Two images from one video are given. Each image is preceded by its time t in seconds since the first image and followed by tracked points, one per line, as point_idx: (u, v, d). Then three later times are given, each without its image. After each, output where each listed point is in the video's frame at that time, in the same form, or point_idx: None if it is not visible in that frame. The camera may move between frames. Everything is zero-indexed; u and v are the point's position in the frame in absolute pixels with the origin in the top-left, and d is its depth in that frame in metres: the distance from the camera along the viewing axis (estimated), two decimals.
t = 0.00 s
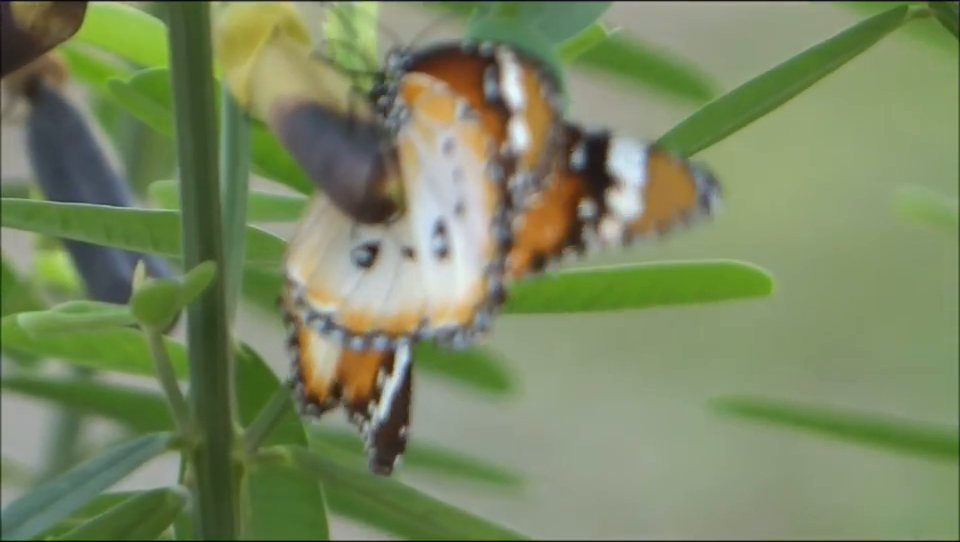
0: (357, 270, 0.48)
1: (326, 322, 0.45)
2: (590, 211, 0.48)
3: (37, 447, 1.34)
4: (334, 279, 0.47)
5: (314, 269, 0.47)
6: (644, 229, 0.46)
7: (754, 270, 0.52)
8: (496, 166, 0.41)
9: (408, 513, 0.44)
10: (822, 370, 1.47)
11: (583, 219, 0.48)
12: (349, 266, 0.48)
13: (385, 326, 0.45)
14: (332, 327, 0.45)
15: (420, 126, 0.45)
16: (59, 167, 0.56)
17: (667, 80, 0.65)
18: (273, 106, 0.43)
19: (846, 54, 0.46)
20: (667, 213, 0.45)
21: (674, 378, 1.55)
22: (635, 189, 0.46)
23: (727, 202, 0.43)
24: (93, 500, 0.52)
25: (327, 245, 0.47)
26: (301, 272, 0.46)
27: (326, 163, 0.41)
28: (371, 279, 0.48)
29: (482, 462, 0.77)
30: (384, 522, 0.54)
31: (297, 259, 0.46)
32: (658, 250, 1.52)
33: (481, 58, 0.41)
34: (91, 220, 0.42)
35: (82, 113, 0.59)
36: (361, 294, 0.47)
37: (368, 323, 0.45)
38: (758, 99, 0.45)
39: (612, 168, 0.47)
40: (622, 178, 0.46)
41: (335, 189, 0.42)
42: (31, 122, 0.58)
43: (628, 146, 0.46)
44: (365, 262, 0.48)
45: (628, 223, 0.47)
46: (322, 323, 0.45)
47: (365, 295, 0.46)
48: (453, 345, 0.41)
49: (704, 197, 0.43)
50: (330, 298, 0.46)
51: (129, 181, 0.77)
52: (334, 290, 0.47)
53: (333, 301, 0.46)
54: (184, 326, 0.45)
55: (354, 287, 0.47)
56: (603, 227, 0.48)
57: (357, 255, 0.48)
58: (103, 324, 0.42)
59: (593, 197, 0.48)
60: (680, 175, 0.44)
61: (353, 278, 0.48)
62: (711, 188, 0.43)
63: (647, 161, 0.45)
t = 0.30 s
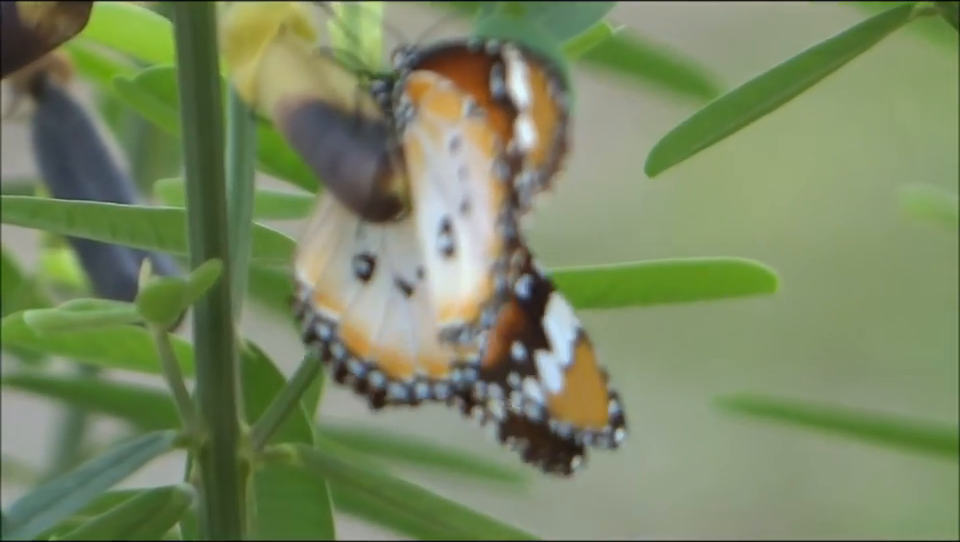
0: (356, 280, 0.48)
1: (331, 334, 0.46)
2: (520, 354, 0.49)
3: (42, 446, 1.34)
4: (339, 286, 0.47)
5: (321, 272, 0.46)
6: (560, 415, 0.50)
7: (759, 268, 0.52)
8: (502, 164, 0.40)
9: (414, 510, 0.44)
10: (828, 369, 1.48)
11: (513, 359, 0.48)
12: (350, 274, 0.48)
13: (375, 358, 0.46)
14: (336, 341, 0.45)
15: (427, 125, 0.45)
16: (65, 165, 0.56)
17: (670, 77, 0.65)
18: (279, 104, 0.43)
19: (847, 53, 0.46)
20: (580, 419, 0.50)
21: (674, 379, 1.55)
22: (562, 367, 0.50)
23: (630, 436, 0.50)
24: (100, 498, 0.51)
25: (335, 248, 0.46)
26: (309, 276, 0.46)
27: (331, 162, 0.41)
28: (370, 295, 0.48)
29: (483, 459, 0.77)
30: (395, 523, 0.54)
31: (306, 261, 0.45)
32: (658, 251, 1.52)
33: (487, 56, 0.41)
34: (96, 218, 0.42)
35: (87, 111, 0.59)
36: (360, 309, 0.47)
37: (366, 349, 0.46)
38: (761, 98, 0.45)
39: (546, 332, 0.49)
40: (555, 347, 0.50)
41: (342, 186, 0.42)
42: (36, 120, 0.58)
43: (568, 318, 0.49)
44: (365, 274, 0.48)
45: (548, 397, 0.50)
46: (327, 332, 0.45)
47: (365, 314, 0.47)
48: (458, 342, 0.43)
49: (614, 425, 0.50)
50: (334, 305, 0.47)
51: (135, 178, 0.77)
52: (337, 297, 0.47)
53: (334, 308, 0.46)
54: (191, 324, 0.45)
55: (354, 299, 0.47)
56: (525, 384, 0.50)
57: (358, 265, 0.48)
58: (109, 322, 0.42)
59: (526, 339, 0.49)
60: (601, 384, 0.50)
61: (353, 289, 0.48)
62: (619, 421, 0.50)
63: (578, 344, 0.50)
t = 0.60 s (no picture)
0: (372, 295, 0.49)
1: (351, 358, 0.45)
2: (539, 337, 0.54)
3: (48, 445, 1.34)
4: (356, 304, 0.48)
5: (337, 293, 0.47)
6: (583, 395, 0.52)
7: (763, 265, 0.52)
8: (508, 161, 0.40)
9: (421, 509, 0.44)
10: (829, 371, 1.49)
11: (532, 342, 0.53)
12: (366, 288, 0.49)
13: (394, 377, 0.48)
14: (355, 366, 0.45)
15: (432, 122, 0.44)
16: (72, 163, 0.56)
17: (673, 76, 0.65)
18: (284, 101, 0.42)
19: (849, 51, 0.45)
20: (602, 394, 0.51)
21: (677, 380, 1.55)
22: (580, 341, 0.53)
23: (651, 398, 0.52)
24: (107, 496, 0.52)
25: (350, 267, 0.48)
26: (325, 297, 0.47)
27: (336, 161, 0.41)
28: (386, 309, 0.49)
29: (486, 457, 0.77)
30: (407, 523, 0.54)
31: (322, 283, 0.46)
32: (660, 253, 1.52)
33: (493, 53, 0.41)
34: (104, 216, 0.41)
35: (94, 110, 0.60)
36: (377, 324, 0.49)
37: (386, 367, 0.48)
38: (765, 96, 0.45)
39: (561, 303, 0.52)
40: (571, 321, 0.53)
41: (347, 186, 0.42)
42: (43, 119, 0.58)
43: (580, 290, 0.51)
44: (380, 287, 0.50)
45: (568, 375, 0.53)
46: (348, 356, 0.45)
47: (382, 328, 0.49)
48: (464, 340, 0.43)
49: (638, 391, 0.52)
50: (353, 327, 0.47)
51: (141, 176, 0.77)
52: (354, 316, 0.48)
53: (353, 329, 0.47)
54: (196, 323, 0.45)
55: (371, 314, 0.49)
56: (548, 366, 0.53)
57: (373, 279, 0.50)
58: (115, 320, 0.42)
59: (543, 319, 0.54)
60: (618, 347, 0.52)
61: (370, 303, 0.49)
62: (642, 387, 0.52)
63: (592, 313, 0.51)
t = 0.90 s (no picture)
0: (375, 294, 0.49)
1: (354, 357, 0.45)
2: (545, 333, 0.53)
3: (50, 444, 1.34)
4: (359, 304, 0.48)
5: (340, 292, 0.47)
6: (588, 391, 0.51)
7: (764, 264, 0.52)
8: (511, 159, 0.40)
9: (424, 507, 0.44)
10: (830, 369, 1.49)
11: (539, 338, 0.53)
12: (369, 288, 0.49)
13: (396, 376, 0.47)
14: (358, 364, 0.45)
15: (434, 121, 0.44)
16: (75, 163, 0.56)
17: (678, 75, 0.65)
18: (288, 100, 0.42)
19: (849, 53, 0.45)
20: (609, 388, 0.51)
21: (678, 378, 1.55)
22: (586, 336, 0.52)
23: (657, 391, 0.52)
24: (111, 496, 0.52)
25: (352, 267, 0.47)
26: (328, 298, 0.46)
27: (339, 159, 0.41)
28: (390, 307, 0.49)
29: (489, 457, 0.77)
30: (410, 523, 0.54)
31: (326, 283, 0.46)
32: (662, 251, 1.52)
33: (495, 51, 0.41)
34: (106, 214, 0.41)
35: (98, 110, 0.60)
36: (380, 324, 0.48)
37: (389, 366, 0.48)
38: (766, 98, 0.45)
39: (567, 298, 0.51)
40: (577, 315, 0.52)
41: (351, 183, 0.42)
42: (47, 118, 0.58)
43: (585, 283, 0.50)
44: (384, 285, 0.49)
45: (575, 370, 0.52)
46: (352, 355, 0.45)
47: (385, 327, 0.49)
48: (467, 338, 0.42)
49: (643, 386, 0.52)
50: (357, 326, 0.47)
51: (143, 175, 0.77)
52: (358, 315, 0.47)
53: (357, 329, 0.47)
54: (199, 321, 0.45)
55: (375, 313, 0.48)
56: (553, 361, 0.52)
57: (375, 278, 0.49)
58: (119, 318, 0.42)
59: (548, 315, 0.53)
60: (623, 341, 0.52)
61: (373, 302, 0.48)
62: (648, 380, 0.52)
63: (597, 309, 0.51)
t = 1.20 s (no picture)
0: (379, 295, 0.48)
1: (357, 358, 0.45)
2: (553, 326, 0.52)
3: (54, 442, 1.34)
4: (362, 305, 0.47)
5: (343, 294, 0.46)
6: (597, 383, 0.51)
7: (768, 264, 0.52)
8: (512, 161, 0.40)
9: (426, 507, 0.44)
10: (836, 367, 1.49)
11: (546, 332, 0.52)
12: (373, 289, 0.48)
13: (401, 376, 0.47)
14: (362, 366, 0.44)
15: (435, 122, 0.44)
16: (78, 163, 0.56)
17: (680, 73, 0.65)
18: (289, 101, 0.42)
19: (851, 53, 0.45)
20: (618, 379, 0.51)
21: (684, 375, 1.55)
22: (594, 328, 0.52)
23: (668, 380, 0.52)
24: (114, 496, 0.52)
25: (355, 269, 0.47)
26: (332, 300, 0.45)
27: (341, 160, 0.41)
28: (394, 308, 0.48)
29: (493, 456, 0.77)
30: (412, 524, 0.54)
31: (328, 285, 0.45)
32: (666, 249, 1.52)
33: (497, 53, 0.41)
34: (107, 215, 0.41)
35: (99, 109, 0.60)
36: (384, 324, 0.48)
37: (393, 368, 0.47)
38: (768, 97, 0.45)
39: (575, 291, 0.52)
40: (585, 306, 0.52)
41: (351, 185, 0.42)
42: (49, 118, 0.58)
43: (592, 274, 0.50)
44: (387, 287, 0.48)
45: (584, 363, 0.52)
46: (355, 357, 0.45)
47: (390, 329, 0.48)
48: (469, 340, 0.42)
49: (653, 376, 0.52)
50: (360, 327, 0.46)
51: (146, 176, 0.77)
52: (361, 317, 0.47)
53: (359, 330, 0.46)
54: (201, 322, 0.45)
55: (378, 315, 0.47)
56: (562, 354, 0.52)
57: (379, 278, 0.48)
58: (121, 319, 0.42)
59: (556, 309, 0.53)
60: (633, 331, 0.51)
61: (376, 304, 0.48)
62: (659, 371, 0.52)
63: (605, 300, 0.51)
